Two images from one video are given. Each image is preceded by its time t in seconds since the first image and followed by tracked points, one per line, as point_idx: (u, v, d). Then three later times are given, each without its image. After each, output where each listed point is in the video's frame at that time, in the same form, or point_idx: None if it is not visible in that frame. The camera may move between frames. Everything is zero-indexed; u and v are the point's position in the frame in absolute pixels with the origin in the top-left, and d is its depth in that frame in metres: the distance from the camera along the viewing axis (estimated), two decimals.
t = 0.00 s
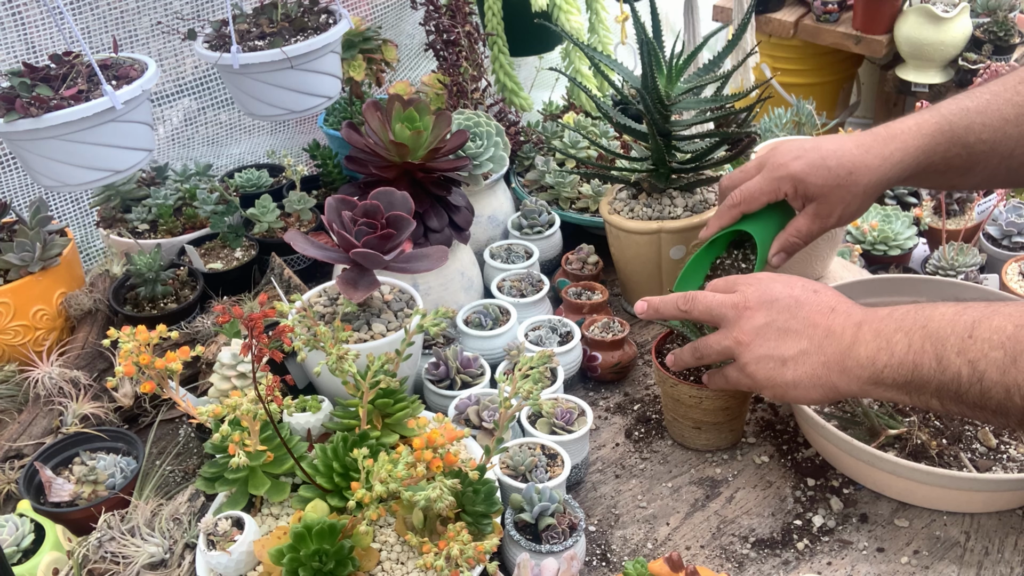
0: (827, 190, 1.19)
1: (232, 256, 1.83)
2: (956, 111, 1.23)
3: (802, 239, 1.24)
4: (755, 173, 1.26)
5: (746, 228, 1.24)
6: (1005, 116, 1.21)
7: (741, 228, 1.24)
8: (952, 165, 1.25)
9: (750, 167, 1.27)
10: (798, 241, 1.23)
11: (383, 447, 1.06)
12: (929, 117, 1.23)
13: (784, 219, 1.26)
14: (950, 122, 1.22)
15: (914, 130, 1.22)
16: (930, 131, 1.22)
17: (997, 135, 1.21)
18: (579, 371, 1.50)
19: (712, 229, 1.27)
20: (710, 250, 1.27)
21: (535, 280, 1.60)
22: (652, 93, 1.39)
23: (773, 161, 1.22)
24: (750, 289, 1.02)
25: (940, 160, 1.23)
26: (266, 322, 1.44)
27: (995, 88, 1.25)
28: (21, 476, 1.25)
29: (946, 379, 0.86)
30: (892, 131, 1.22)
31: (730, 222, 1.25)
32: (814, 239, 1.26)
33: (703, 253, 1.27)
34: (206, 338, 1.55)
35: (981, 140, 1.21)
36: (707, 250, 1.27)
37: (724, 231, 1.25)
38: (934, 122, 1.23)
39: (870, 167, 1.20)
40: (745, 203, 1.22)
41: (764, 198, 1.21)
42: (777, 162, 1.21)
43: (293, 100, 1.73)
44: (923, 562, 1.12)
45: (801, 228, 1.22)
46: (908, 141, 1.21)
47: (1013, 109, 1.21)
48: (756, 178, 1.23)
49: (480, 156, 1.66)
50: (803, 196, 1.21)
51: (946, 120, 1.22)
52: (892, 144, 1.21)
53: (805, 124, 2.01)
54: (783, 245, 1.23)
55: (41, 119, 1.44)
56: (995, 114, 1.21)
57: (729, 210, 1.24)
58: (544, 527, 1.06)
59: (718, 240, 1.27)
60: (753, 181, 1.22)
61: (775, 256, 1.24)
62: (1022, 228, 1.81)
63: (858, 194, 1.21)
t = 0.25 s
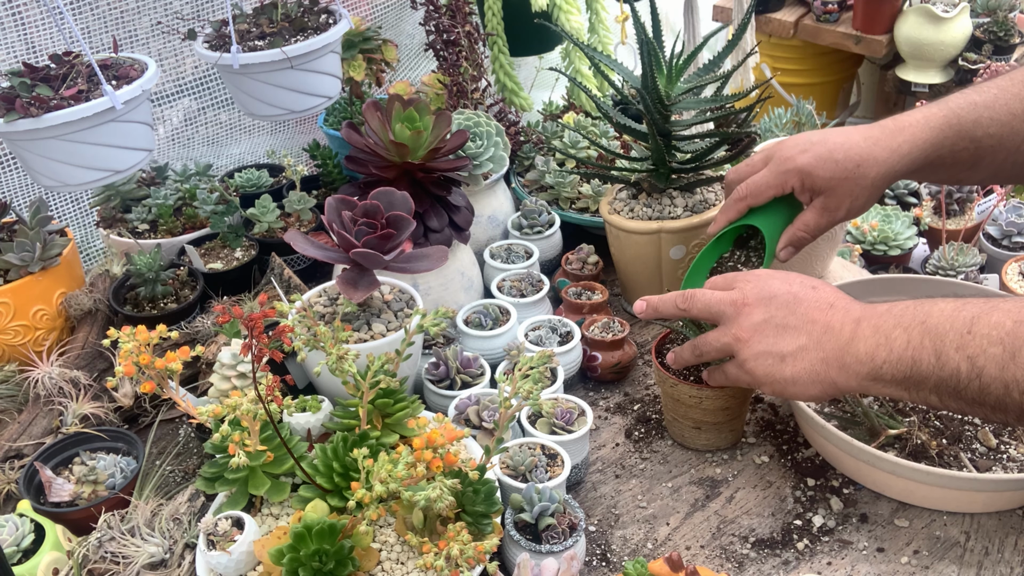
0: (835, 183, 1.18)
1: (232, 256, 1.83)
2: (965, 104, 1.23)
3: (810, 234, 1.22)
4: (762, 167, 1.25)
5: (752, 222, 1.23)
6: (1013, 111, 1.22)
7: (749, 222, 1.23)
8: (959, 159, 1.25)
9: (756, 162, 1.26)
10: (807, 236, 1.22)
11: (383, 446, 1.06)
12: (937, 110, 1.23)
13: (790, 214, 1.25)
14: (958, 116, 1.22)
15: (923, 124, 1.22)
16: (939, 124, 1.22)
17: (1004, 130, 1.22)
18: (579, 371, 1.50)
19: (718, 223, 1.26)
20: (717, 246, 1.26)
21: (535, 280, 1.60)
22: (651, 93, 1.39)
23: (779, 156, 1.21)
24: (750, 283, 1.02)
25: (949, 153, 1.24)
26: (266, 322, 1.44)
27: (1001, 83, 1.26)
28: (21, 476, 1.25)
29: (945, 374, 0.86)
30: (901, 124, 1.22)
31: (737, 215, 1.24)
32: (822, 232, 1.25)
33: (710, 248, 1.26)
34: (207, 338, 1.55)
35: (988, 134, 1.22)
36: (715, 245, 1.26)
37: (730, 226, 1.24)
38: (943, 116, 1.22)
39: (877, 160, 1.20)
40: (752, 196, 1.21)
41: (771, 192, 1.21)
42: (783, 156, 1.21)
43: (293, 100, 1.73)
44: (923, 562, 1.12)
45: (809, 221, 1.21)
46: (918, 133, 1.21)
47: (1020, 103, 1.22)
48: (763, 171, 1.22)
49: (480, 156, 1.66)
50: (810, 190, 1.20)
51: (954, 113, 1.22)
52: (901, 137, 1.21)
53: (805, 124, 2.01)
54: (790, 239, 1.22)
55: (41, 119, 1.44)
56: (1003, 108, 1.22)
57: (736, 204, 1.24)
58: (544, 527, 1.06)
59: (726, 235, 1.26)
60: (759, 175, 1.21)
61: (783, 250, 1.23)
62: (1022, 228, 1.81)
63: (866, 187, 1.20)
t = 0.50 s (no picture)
0: (845, 182, 1.18)
1: (232, 256, 1.83)
2: (977, 106, 1.22)
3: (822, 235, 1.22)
4: (772, 168, 1.26)
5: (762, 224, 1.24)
6: None
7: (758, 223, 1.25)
8: (971, 160, 1.24)
9: (766, 162, 1.27)
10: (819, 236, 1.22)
11: (383, 446, 1.06)
12: (949, 110, 1.23)
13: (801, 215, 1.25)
14: (970, 116, 1.22)
15: (934, 123, 1.22)
16: (950, 124, 1.22)
17: (1017, 130, 1.21)
18: (579, 371, 1.50)
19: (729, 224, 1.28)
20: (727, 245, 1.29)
21: (535, 280, 1.60)
22: (652, 93, 1.39)
23: (790, 155, 1.22)
24: (748, 282, 1.02)
25: (960, 154, 1.23)
26: (266, 321, 1.44)
27: (1011, 85, 1.25)
28: (21, 476, 1.25)
29: (943, 371, 0.86)
30: (912, 124, 1.22)
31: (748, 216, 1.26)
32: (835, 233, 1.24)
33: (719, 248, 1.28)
34: (206, 338, 1.55)
35: (999, 135, 1.22)
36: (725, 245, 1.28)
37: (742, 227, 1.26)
38: (954, 116, 1.22)
39: (888, 159, 1.19)
40: (762, 197, 1.23)
41: (781, 192, 1.21)
42: (794, 155, 1.21)
43: (293, 100, 1.73)
44: (924, 562, 1.12)
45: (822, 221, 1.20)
46: (927, 136, 1.21)
47: None
48: (773, 171, 1.23)
49: (480, 156, 1.66)
50: (822, 190, 1.20)
51: (965, 114, 1.22)
52: (912, 136, 1.21)
53: (805, 124, 2.01)
54: (801, 240, 1.21)
55: (41, 119, 1.44)
56: (1014, 109, 1.21)
57: (747, 205, 1.25)
58: (544, 527, 1.06)
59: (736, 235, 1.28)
60: (770, 175, 1.23)
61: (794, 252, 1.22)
62: (1022, 228, 1.81)
63: (877, 186, 1.20)
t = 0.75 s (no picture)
0: (852, 185, 1.18)
1: (232, 256, 1.83)
2: (982, 111, 1.23)
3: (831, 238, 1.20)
4: (779, 174, 1.27)
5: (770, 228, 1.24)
6: None
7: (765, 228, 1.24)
8: (978, 164, 1.24)
9: (773, 169, 1.28)
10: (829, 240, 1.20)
11: (383, 447, 1.06)
12: (954, 115, 1.23)
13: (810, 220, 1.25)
14: (975, 121, 1.22)
15: (939, 128, 1.22)
16: (956, 128, 1.22)
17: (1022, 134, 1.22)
18: (579, 371, 1.50)
19: (739, 229, 1.28)
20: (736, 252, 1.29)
21: (535, 280, 1.60)
22: (652, 93, 1.39)
23: (796, 163, 1.23)
24: (747, 279, 1.02)
25: (967, 158, 1.23)
26: (266, 321, 1.44)
27: (1016, 91, 1.26)
28: (21, 476, 1.25)
29: (940, 368, 0.86)
30: (917, 128, 1.23)
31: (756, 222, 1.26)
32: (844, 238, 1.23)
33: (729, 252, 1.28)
34: (206, 338, 1.55)
35: (1005, 138, 1.22)
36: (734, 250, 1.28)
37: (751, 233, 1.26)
38: (959, 120, 1.23)
39: (894, 162, 1.19)
40: (769, 203, 1.24)
41: (788, 197, 1.22)
42: (800, 162, 1.22)
43: (293, 100, 1.73)
44: (924, 562, 1.12)
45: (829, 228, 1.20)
46: (931, 140, 1.22)
47: None
48: (780, 178, 1.24)
49: (480, 156, 1.66)
50: (828, 194, 1.21)
51: (972, 119, 1.22)
52: (917, 140, 1.21)
53: (805, 124, 2.01)
54: (810, 244, 1.20)
55: (41, 119, 1.44)
56: (1019, 112, 1.22)
57: (754, 211, 1.26)
58: (544, 527, 1.06)
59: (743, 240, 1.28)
60: (777, 182, 1.24)
61: (803, 256, 1.20)
62: (1022, 228, 1.81)
63: (886, 189, 1.19)
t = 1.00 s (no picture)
0: (841, 202, 1.20)
1: (232, 256, 1.83)
2: (970, 125, 1.22)
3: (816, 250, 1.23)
4: (769, 185, 1.27)
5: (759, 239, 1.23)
6: (1019, 128, 1.20)
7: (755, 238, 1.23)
8: (968, 179, 1.24)
9: (763, 179, 1.28)
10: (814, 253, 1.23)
11: (383, 447, 1.06)
12: (942, 130, 1.23)
13: (798, 230, 1.26)
14: (964, 136, 1.21)
15: (927, 144, 1.22)
16: (944, 144, 1.22)
17: (1012, 147, 1.20)
18: (579, 371, 1.50)
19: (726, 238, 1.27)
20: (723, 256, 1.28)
21: (535, 280, 1.60)
22: (651, 93, 1.39)
23: (787, 175, 1.23)
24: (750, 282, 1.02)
25: (956, 174, 1.23)
26: (266, 321, 1.44)
27: (1006, 100, 1.25)
28: (21, 476, 1.25)
29: (940, 371, 0.87)
30: (906, 145, 1.23)
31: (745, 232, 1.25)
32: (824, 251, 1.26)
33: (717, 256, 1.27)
34: (207, 338, 1.55)
35: (994, 152, 1.21)
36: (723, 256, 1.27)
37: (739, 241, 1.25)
38: (948, 135, 1.22)
39: (883, 180, 1.20)
40: (759, 213, 1.22)
41: (777, 209, 1.22)
42: (791, 174, 1.22)
43: (293, 100, 1.73)
44: (924, 562, 1.12)
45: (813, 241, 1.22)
46: (921, 155, 1.22)
47: None
48: (770, 189, 1.24)
49: (480, 156, 1.66)
50: (817, 208, 1.22)
51: (959, 134, 1.21)
52: (905, 157, 1.22)
53: (805, 124, 2.01)
54: (797, 255, 1.23)
55: (41, 119, 1.44)
56: (1009, 125, 1.21)
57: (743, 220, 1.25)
58: (544, 527, 1.06)
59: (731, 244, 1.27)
60: (767, 192, 1.23)
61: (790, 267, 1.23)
62: (1022, 228, 1.81)
63: (874, 207, 1.21)
